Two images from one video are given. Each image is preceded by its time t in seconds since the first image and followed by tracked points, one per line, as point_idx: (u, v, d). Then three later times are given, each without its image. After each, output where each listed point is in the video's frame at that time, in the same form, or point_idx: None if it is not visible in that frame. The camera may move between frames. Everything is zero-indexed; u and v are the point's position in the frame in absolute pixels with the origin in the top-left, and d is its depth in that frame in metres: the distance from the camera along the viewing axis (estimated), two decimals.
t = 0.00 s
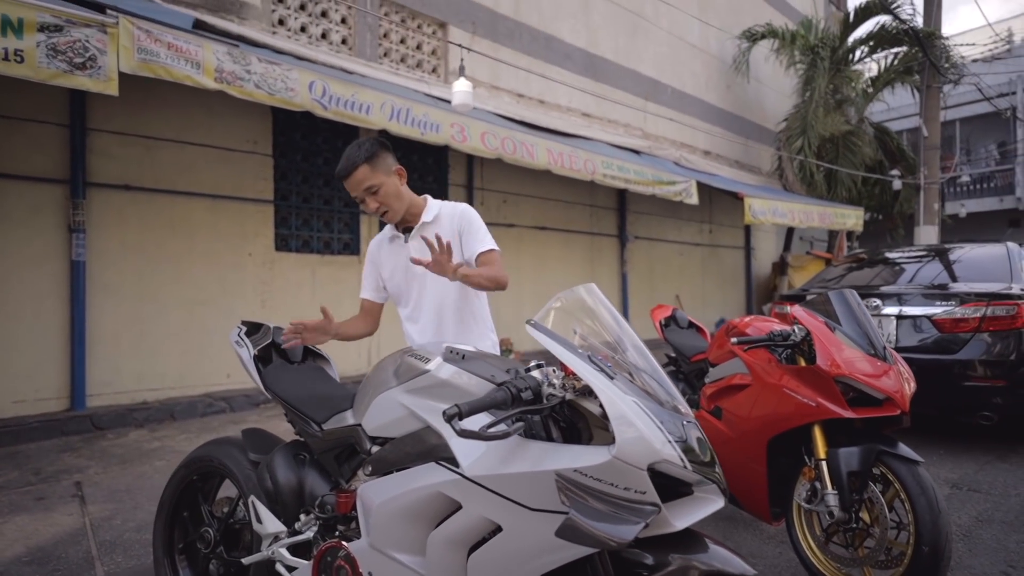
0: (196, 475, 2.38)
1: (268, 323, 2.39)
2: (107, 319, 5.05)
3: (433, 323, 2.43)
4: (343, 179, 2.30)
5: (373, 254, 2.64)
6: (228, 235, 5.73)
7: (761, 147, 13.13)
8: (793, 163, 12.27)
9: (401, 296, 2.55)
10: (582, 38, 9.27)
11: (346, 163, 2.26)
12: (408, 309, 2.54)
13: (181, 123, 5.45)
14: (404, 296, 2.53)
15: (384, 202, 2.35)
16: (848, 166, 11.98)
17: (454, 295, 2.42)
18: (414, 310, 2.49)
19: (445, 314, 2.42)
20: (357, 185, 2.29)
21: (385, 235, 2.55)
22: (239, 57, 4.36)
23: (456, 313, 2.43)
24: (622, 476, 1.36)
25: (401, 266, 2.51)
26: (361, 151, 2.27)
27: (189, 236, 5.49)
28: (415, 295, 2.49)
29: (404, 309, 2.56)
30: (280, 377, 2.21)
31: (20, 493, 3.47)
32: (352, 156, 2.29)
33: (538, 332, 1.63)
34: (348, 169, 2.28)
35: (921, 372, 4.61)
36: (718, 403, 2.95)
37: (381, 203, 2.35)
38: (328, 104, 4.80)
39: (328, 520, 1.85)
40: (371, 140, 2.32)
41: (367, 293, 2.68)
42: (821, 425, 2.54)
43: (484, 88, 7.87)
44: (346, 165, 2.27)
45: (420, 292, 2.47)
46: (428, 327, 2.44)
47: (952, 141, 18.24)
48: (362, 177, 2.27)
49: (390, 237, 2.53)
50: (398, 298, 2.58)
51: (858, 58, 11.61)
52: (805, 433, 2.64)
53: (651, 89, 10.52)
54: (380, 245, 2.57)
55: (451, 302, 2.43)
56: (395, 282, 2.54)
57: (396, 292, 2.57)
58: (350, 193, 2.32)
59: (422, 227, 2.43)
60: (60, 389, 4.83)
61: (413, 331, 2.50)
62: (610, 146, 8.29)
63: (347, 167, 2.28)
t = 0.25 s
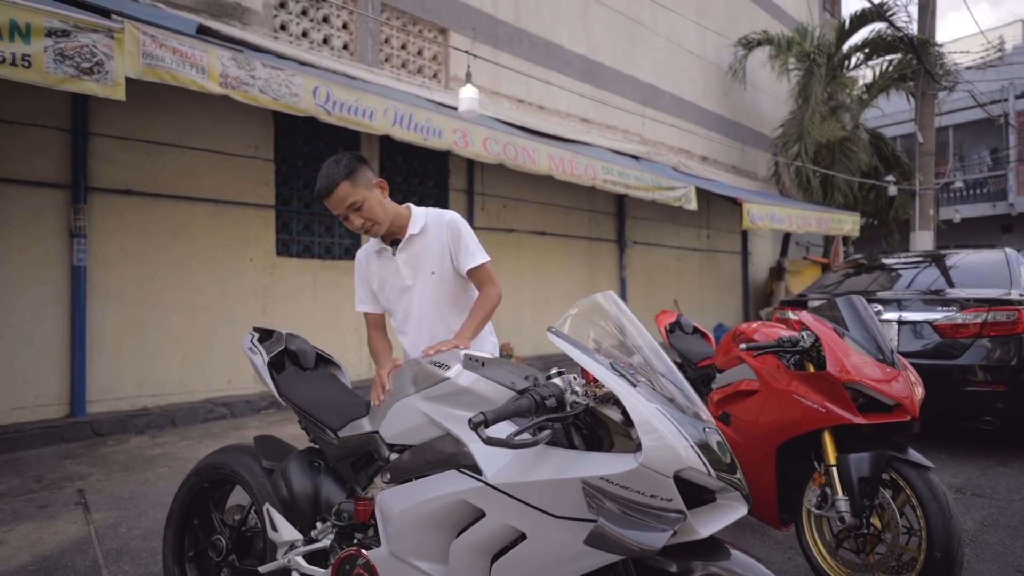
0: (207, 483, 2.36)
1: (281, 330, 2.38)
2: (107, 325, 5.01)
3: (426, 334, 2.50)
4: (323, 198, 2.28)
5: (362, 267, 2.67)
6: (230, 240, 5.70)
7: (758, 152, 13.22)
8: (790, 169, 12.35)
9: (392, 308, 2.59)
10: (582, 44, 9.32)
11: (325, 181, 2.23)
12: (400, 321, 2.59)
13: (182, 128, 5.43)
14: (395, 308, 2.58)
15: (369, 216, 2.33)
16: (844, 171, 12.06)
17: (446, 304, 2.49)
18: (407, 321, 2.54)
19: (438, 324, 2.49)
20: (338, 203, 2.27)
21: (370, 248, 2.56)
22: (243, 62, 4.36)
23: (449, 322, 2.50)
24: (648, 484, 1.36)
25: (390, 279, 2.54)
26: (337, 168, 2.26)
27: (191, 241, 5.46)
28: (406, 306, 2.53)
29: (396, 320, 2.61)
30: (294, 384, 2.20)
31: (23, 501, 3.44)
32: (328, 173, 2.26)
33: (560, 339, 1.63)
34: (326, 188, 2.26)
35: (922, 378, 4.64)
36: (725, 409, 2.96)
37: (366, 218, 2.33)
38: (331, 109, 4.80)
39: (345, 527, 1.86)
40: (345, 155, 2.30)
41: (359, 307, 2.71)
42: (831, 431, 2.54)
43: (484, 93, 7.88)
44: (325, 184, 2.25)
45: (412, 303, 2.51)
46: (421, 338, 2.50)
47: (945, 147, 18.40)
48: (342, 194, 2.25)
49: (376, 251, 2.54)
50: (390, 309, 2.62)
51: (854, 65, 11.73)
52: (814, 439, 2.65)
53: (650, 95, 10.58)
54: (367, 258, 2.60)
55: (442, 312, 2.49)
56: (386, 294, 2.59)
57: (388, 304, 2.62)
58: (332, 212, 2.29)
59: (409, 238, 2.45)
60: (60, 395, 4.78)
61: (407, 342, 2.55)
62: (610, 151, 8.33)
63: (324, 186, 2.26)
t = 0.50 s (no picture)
0: (222, 482, 2.36)
1: (296, 328, 2.37)
2: (110, 326, 4.98)
3: (435, 334, 2.49)
4: (322, 204, 2.24)
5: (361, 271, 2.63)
6: (233, 240, 5.68)
7: (755, 155, 13.29)
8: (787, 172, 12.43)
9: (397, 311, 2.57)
10: (582, 47, 9.36)
11: (324, 186, 2.19)
12: (405, 322, 2.57)
13: (186, 128, 5.41)
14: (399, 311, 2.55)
15: (371, 219, 2.29)
16: (842, 174, 12.14)
17: (453, 303, 2.49)
18: (416, 322, 2.52)
19: (447, 323, 2.49)
20: (339, 209, 2.24)
21: (369, 252, 2.52)
22: (249, 62, 4.35)
23: (457, 321, 2.51)
24: (676, 479, 1.38)
25: (393, 282, 2.51)
26: (335, 172, 2.23)
27: (193, 241, 5.43)
28: (413, 308, 2.51)
29: (402, 322, 2.59)
30: (311, 383, 2.20)
31: (28, 502, 3.42)
32: (326, 178, 2.23)
33: (582, 335, 1.68)
34: (324, 194, 2.22)
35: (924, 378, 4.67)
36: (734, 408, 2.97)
37: (367, 222, 2.30)
38: (336, 110, 4.81)
39: (366, 525, 1.87)
40: (342, 160, 2.27)
41: (359, 313, 2.66)
42: (841, 429, 2.57)
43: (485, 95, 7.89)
44: (324, 189, 2.21)
45: (419, 304, 2.50)
46: (431, 338, 2.49)
47: (939, 150, 18.55)
48: (342, 198, 2.22)
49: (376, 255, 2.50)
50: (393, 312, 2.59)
51: (850, 68, 11.84)
52: (824, 437, 2.67)
53: (649, 97, 10.63)
54: (367, 263, 2.55)
55: (450, 310, 2.49)
56: (389, 297, 2.56)
57: (392, 307, 2.60)
58: (332, 218, 2.26)
59: (411, 239, 2.43)
60: (62, 396, 4.75)
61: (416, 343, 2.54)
62: (610, 153, 8.36)
63: (322, 192, 2.22)
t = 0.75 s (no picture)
0: (235, 474, 2.38)
1: (308, 321, 2.38)
2: (111, 322, 4.97)
3: (443, 330, 2.43)
4: (321, 209, 2.13)
5: (355, 271, 2.49)
6: (233, 236, 5.67)
7: (751, 152, 13.36)
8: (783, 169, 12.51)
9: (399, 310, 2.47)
10: (579, 43, 9.37)
11: (323, 190, 2.08)
12: (410, 321, 2.48)
13: (186, 123, 5.38)
14: (402, 309, 2.45)
15: (370, 225, 2.18)
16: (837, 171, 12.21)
17: (460, 297, 2.44)
18: (423, 320, 2.45)
19: (455, 319, 2.43)
20: (338, 215, 2.12)
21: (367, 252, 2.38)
22: (252, 58, 4.35)
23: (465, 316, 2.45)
24: (696, 464, 1.41)
25: (394, 281, 2.39)
26: (335, 175, 2.11)
27: (194, 237, 5.42)
28: (418, 305, 2.42)
29: (405, 321, 2.50)
30: (325, 375, 2.22)
31: (34, 496, 3.42)
32: (325, 181, 2.11)
33: (599, 325, 1.74)
34: (324, 199, 2.10)
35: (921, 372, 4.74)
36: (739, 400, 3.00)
37: (367, 228, 2.18)
38: (339, 106, 4.81)
39: (383, 514, 1.88)
40: (341, 161, 2.15)
41: (358, 314, 2.55)
42: (845, 420, 2.61)
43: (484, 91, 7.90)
44: (323, 193, 2.09)
45: (424, 302, 2.41)
46: (439, 335, 2.43)
47: (932, 148, 18.72)
48: (341, 204, 2.10)
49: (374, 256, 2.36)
50: (395, 311, 2.49)
51: (845, 66, 11.92)
52: (828, 429, 2.71)
53: (646, 95, 10.66)
54: (364, 262, 2.42)
55: (456, 305, 2.43)
56: (389, 296, 2.44)
57: (394, 308, 2.48)
58: (331, 223, 2.14)
59: (414, 238, 2.32)
60: (64, 392, 4.74)
61: (422, 341, 2.47)
62: (608, 150, 8.39)
63: (322, 196, 2.10)
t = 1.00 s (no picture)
0: (244, 464, 2.41)
1: (316, 312, 2.40)
2: (110, 316, 4.96)
3: (449, 324, 2.39)
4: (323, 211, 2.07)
5: (356, 268, 2.43)
6: (232, 231, 5.66)
7: (745, 149, 13.45)
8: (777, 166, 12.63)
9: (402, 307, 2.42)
10: (576, 39, 9.39)
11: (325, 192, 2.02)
12: (414, 317, 2.44)
13: (184, 118, 5.36)
14: (406, 305, 2.41)
15: (374, 225, 2.13)
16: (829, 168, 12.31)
17: (465, 291, 2.41)
18: (428, 316, 2.40)
19: (461, 313, 2.40)
20: (341, 216, 2.07)
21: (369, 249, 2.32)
22: (252, 52, 4.35)
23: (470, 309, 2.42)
24: (705, 446, 1.46)
25: (398, 277, 2.34)
26: (337, 174, 2.04)
27: (193, 231, 5.40)
28: (423, 301, 2.37)
29: (409, 317, 2.45)
30: (335, 365, 2.25)
31: (38, 489, 3.43)
32: (326, 181, 2.05)
33: (608, 313, 1.80)
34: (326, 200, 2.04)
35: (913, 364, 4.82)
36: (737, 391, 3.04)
37: (370, 227, 2.14)
38: (338, 100, 4.81)
39: (396, 500, 1.93)
40: (342, 160, 2.08)
41: (359, 311, 2.50)
42: (843, 409, 2.66)
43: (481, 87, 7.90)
44: (326, 193, 2.03)
45: (430, 297, 2.37)
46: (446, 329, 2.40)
47: (922, 146, 18.91)
48: (344, 207, 2.05)
49: (376, 253, 2.31)
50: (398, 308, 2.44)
51: (839, 64, 12.01)
52: (825, 418, 2.77)
53: (641, 91, 10.71)
54: (366, 259, 2.36)
55: (462, 299, 2.40)
56: (393, 293, 2.39)
57: (397, 304, 2.43)
58: (334, 224, 2.09)
59: (418, 234, 2.27)
60: (63, 386, 4.73)
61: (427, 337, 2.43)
62: (605, 146, 8.42)
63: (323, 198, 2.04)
